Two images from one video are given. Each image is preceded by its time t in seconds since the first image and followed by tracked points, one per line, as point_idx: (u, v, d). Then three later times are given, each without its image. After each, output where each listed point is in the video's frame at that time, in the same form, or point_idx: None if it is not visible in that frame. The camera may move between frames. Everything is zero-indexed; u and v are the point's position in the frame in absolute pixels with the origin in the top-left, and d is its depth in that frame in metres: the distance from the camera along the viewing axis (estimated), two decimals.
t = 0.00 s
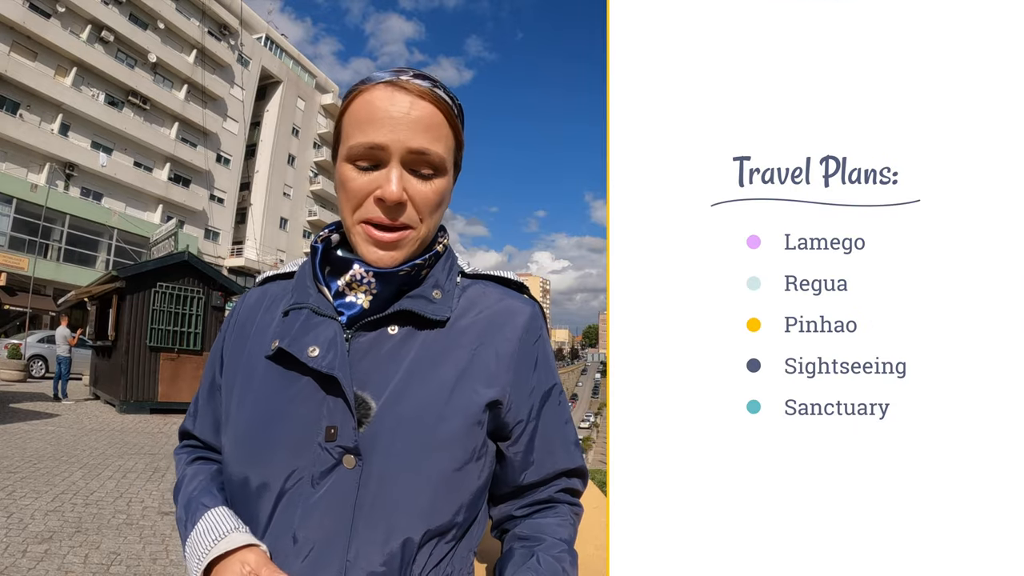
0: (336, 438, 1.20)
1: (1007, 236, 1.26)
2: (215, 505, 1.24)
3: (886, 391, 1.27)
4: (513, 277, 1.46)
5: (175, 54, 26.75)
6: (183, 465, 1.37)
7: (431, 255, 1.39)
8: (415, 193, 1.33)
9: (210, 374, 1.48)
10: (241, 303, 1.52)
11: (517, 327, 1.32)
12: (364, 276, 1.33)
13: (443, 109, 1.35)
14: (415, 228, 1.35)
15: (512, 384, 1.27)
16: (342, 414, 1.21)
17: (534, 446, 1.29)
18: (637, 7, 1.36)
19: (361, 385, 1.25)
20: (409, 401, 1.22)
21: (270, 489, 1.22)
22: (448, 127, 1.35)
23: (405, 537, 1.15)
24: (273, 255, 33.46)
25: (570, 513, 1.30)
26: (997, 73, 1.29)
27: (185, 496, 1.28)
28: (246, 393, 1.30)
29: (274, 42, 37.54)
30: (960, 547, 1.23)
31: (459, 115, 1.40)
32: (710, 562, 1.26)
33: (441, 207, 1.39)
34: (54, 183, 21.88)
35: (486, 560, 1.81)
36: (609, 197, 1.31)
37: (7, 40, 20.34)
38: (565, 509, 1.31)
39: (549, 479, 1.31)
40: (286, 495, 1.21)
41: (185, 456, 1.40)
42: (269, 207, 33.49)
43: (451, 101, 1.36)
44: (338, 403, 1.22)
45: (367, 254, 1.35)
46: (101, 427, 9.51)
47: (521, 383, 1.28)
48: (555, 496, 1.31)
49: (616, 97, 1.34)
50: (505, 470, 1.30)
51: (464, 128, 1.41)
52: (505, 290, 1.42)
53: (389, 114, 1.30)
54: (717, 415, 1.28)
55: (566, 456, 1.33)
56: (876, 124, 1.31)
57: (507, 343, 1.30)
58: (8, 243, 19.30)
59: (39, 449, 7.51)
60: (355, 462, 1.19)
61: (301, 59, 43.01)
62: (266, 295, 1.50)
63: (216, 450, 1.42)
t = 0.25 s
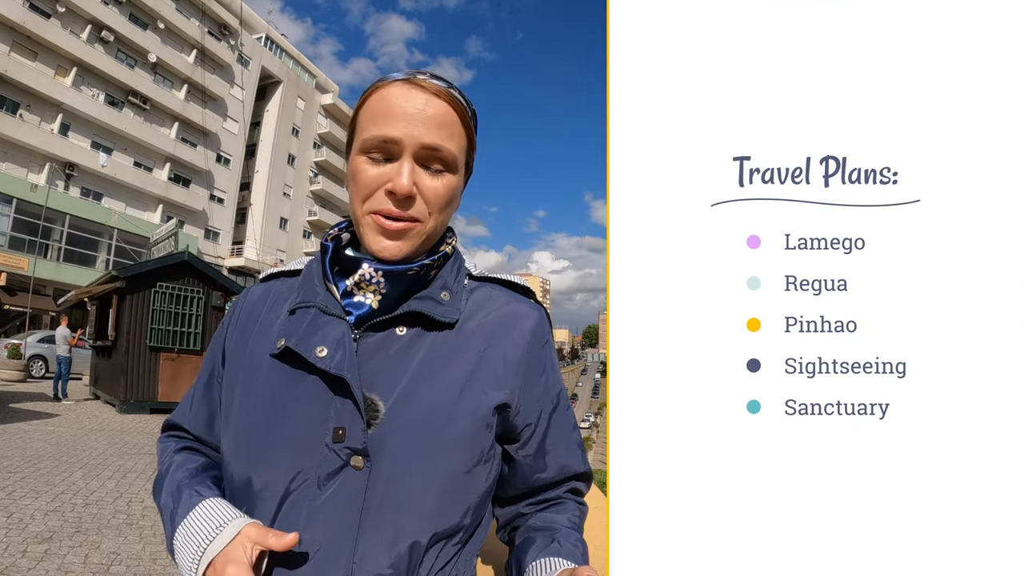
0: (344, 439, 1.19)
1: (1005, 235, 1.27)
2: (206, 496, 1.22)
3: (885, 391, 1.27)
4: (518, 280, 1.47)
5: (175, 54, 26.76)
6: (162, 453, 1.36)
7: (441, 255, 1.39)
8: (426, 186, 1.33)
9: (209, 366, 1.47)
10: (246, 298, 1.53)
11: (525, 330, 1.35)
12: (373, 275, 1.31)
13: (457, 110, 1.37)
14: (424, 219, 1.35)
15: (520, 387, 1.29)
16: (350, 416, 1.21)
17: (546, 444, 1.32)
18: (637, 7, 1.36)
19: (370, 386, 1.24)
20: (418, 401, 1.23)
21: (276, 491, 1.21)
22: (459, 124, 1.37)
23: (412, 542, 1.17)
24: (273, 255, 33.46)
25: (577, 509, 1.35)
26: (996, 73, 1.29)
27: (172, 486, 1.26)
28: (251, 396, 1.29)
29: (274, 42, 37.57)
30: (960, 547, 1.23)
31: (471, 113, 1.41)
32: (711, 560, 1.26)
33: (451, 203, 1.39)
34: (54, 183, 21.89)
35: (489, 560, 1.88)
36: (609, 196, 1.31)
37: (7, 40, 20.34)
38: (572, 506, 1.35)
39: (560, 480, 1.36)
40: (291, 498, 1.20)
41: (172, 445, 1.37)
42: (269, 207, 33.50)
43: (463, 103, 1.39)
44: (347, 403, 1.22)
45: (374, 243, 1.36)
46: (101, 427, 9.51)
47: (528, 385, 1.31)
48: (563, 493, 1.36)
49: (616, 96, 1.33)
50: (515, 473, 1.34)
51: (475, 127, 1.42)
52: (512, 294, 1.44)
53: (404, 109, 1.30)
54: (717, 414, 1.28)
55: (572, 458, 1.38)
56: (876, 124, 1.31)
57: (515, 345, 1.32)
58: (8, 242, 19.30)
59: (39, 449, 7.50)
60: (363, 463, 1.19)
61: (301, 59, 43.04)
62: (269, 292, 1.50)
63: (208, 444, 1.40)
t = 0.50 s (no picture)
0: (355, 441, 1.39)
1: (1007, 235, 1.26)
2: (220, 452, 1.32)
3: (886, 391, 1.27)
4: (518, 281, 1.72)
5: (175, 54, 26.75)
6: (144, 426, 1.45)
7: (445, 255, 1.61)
8: (428, 186, 1.51)
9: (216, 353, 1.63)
10: (247, 292, 1.66)
11: (529, 330, 1.58)
12: (383, 274, 1.54)
13: (463, 111, 1.55)
14: (428, 220, 1.55)
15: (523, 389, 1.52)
16: (362, 415, 1.41)
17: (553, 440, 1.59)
18: (637, 6, 1.36)
19: (380, 388, 1.45)
20: (427, 402, 1.45)
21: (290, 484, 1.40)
22: (463, 132, 1.54)
23: (423, 541, 1.38)
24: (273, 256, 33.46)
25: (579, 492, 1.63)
26: (998, 72, 1.29)
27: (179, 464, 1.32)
28: (260, 383, 1.46)
29: (274, 42, 37.54)
30: (961, 547, 1.23)
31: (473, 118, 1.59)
32: (713, 561, 1.26)
33: (452, 200, 1.57)
34: (54, 183, 21.89)
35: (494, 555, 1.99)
36: (609, 196, 1.30)
37: (7, 40, 20.33)
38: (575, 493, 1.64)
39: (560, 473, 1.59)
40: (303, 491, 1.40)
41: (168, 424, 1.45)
42: (269, 207, 33.51)
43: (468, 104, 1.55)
44: (360, 404, 1.42)
45: (381, 235, 1.55)
46: (101, 427, 9.51)
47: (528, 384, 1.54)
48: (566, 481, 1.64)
49: (616, 96, 1.33)
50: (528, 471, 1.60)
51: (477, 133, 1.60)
52: (512, 293, 1.68)
53: (412, 113, 1.48)
54: (718, 415, 1.28)
55: (576, 450, 1.64)
56: (877, 124, 1.31)
57: (515, 350, 1.54)
58: (8, 243, 19.30)
59: (39, 449, 7.50)
60: (374, 465, 1.38)
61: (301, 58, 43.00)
62: (274, 289, 1.65)
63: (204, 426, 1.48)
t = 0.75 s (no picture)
0: (365, 446, 1.22)
1: (1006, 235, 1.27)
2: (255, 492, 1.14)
3: (885, 391, 1.27)
4: (524, 285, 1.54)
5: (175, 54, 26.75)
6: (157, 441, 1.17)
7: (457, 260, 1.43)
8: (437, 187, 1.34)
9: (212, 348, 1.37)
10: (248, 286, 1.42)
11: (537, 334, 1.41)
12: (395, 276, 1.31)
13: (469, 109, 1.37)
14: (436, 222, 1.38)
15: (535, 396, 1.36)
16: (373, 420, 1.23)
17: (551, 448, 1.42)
18: (637, 7, 1.36)
19: (392, 392, 1.26)
20: (438, 408, 1.27)
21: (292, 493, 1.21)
22: (471, 127, 1.37)
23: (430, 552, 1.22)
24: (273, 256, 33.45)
25: (560, 509, 1.42)
26: (997, 72, 1.29)
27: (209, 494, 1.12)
28: (267, 373, 1.25)
29: (274, 42, 37.58)
30: (961, 547, 1.23)
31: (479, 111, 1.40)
32: (712, 560, 1.26)
33: (463, 202, 1.40)
34: (54, 183, 21.89)
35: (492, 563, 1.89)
36: (609, 196, 1.30)
37: (7, 40, 20.33)
38: (557, 505, 1.43)
39: (549, 482, 1.44)
40: (306, 500, 1.21)
41: (160, 431, 1.20)
42: (269, 207, 33.49)
43: (475, 102, 1.39)
44: (372, 407, 1.23)
45: (386, 242, 1.37)
46: (101, 427, 9.51)
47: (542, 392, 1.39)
48: (549, 494, 1.45)
49: (616, 96, 1.33)
50: (514, 477, 1.41)
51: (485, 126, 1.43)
52: (518, 298, 1.49)
53: (416, 110, 1.30)
54: (718, 414, 1.28)
55: (569, 463, 1.47)
56: (875, 124, 1.31)
57: (527, 351, 1.38)
58: (8, 243, 19.30)
59: (39, 449, 7.50)
60: (385, 468, 1.22)
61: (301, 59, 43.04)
62: (283, 283, 1.44)
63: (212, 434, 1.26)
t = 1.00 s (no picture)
0: (371, 453, 1.43)
1: (1007, 235, 1.26)
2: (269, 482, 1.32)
3: (886, 391, 1.27)
4: (529, 282, 1.78)
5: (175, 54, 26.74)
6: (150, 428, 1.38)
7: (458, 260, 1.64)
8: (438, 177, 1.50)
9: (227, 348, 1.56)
10: (253, 283, 1.64)
11: (542, 337, 1.64)
12: (399, 277, 1.53)
13: (473, 102, 1.52)
14: (435, 216, 1.54)
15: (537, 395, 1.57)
16: (379, 426, 1.45)
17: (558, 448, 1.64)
18: (638, 6, 1.36)
19: (399, 400, 1.49)
20: (446, 410, 1.49)
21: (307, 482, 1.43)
22: (474, 125, 1.54)
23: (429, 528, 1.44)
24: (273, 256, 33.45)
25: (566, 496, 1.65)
26: (998, 72, 1.29)
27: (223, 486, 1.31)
28: (265, 389, 1.47)
29: (274, 42, 37.56)
30: (962, 547, 1.22)
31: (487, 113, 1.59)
32: (714, 561, 1.26)
33: (462, 193, 1.56)
34: (54, 183, 21.89)
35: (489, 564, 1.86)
36: (609, 196, 1.30)
37: (7, 40, 20.32)
38: (568, 496, 1.66)
39: (565, 479, 1.66)
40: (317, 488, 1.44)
41: (167, 411, 1.40)
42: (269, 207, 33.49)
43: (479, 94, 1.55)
44: (378, 413, 1.46)
45: (385, 227, 1.53)
46: (101, 427, 9.51)
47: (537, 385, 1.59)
48: (568, 488, 1.68)
49: (616, 95, 1.33)
50: (528, 474, 1.64)
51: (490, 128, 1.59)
52: (523, 297, 1.73)
53: (421, 104, 1.46)
54: (718, 414, 1.28)
55: (582, 461, 1.69)
56: (876, 124, 1.31)
57: (533, 357, 1.61)
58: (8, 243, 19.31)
59: (39, 449, 7.50)
60: (390, 476, 1.43)
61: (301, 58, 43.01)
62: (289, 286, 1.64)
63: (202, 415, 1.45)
